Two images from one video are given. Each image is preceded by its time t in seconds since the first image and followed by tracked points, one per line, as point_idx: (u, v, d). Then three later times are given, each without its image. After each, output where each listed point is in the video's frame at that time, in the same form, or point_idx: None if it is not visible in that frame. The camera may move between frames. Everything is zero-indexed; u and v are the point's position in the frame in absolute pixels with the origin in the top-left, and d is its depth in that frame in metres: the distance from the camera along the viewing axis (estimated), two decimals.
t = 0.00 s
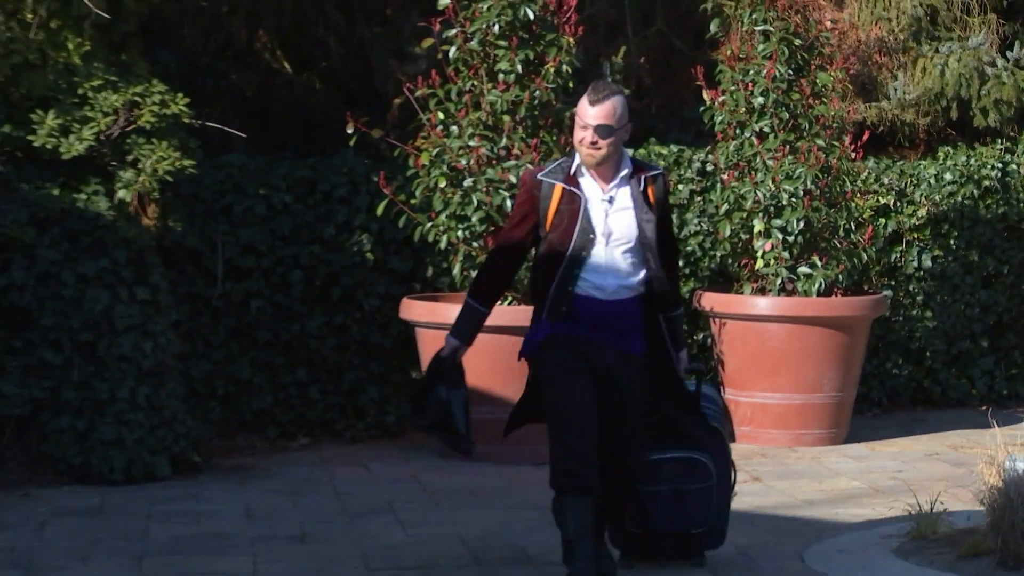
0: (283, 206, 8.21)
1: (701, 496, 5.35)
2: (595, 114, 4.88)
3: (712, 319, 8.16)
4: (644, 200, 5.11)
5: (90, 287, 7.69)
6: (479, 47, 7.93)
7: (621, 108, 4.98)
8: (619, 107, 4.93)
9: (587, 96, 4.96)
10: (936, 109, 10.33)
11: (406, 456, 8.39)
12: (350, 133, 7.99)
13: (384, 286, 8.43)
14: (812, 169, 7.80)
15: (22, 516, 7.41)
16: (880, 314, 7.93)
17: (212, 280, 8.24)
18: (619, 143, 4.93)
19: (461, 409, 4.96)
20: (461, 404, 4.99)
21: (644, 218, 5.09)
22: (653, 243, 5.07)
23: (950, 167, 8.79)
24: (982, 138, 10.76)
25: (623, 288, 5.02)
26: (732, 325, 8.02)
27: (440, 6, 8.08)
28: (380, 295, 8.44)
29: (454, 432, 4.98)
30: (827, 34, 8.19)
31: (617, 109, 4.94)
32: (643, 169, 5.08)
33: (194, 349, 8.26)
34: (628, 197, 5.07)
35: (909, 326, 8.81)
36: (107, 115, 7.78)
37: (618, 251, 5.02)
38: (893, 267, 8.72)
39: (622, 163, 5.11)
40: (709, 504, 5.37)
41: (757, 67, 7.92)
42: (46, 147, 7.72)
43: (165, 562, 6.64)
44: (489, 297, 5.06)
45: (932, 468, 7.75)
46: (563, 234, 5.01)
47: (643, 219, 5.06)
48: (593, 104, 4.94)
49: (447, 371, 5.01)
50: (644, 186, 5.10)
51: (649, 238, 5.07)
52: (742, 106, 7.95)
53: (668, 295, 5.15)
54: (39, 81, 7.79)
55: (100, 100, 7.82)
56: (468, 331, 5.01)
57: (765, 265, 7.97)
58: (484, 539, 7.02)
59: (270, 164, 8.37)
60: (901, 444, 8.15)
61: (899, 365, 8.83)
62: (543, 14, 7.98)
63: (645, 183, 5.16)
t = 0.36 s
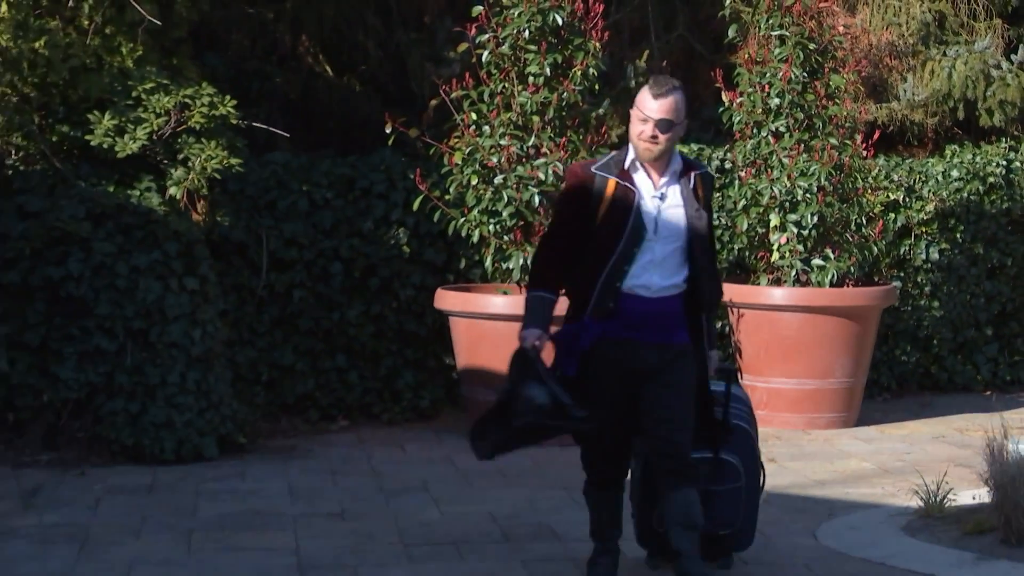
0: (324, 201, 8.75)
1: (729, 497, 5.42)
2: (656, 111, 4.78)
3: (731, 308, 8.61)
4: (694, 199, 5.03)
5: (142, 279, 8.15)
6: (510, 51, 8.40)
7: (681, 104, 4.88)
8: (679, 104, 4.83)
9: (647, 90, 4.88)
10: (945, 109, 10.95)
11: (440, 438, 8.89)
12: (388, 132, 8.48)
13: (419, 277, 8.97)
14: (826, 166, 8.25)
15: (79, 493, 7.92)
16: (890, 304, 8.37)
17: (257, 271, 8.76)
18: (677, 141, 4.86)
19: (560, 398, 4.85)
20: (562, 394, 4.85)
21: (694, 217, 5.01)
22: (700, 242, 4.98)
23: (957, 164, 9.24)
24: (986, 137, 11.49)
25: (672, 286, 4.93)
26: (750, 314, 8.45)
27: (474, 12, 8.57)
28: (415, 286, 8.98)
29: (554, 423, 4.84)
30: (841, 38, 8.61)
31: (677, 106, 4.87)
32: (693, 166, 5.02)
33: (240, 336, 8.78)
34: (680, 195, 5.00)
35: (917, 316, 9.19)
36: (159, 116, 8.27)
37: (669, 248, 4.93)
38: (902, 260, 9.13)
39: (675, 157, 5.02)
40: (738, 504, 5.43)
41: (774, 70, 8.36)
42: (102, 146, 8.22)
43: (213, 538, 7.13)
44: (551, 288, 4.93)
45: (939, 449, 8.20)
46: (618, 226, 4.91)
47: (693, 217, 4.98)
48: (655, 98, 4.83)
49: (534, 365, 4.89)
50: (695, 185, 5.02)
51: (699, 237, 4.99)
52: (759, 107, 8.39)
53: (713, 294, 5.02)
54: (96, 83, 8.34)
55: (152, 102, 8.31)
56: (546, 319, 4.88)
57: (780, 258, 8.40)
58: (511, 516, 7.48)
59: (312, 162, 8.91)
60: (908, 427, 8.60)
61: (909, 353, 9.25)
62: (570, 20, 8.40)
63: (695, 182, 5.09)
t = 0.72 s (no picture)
0: (339, 180, 9.23)
1: (763, 471, 5.51)
2: (679, 75, 4.77)
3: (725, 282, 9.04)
4: (726, 167, 4.99)
5: (166, 254, 8.61)
6: (516, 37, 8.82)
7: (708, 72, 4.84)
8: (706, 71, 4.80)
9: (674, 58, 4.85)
10: (927, 92, 11.26)
11: (448, 405, 9.36)
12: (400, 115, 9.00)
13: (428, 252, 9.45)
14: (816, 146, 8.70)
15: (107, 456, 8.36)
16: (876, 277, 8.81)
17: (275, 246, 9.24)
18: (703, 109, 4.81)
19: (584, 382, 4.89)
20: (587, 377, 4.90)
21: (725, 185, 4.96)
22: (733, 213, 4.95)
23: (940, 144, 9.73)
24: (968, 117, 11.84)
25: (700, 256, 4.92)
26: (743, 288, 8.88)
27: None
28: (425, 261, 9.47)
29: (579, 409, 4.91)
30: (830, 24, 9.04)
31: (704, 74, 4.83)
32: (727, 137, 4.94)
33: (259, 308, 9.26)
34: (711, 163, 4.95)
35: (902, 288, 9.76)
36: (182, 99, 8.71)
37: (696, 219, 4.90)
38: (887, 235, 9.66)
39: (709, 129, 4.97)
40: (769, 482, 5.52)
41: (766, 55, 8.79)
42: (129, 127, 8.70)
43: (233, 497, 7.57)
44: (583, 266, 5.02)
45: (921, 414, 8.65)
46: (645, 196, 4.90)
47: (722, 188, 4.94)
48: (681, 65, 4.83)
49: (560, 347, 4.95)
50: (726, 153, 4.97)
51: (728, 206, 4.95)
52: (752, 90, 8.83)
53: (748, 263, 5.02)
54: (121, 67, 8.79)
55: (176, 85, 8.74)
56: (574, 301, 4.97)
57: (772, 233, 8.83)
58: (516, 479, 7.94)
59: (327, 143, 9.38)
60: (893, 394, 9.08)
61: (892, 323, 9.80)
62: (573, 8, 8.84)
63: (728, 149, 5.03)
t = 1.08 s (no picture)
0: (349, 163, 9.69)
1: (787, 466, 5.50)
2: (642, 74, 4.85)
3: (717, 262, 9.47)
4: (719, 161, 5.01)
5: (185, 234, 9.09)
6: (517, 27, 9.27)
7: (687, 65, 4.87)
8: (678, 62, 4.84)
9: (651, 54, 4.91)
10: (907, 80, 11.75)
11: (453, 378, 9.85)
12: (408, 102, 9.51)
13: (433, 232, 9.92)
14: (802, 132, 9.15)
15: (129, 426, 8.83)
16: (859, 256, 9.26)
17: (288, 227, 9.73)
18: (681, 100, 4.85)
19: (555, 384, 5.05)
20: (559, 377, 5.07)
21: (717, 180, 4.98)
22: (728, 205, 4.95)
23: (920, 130, 10.32)
24: (946, 104, 12.29)
25: (693, 251, 4.96)
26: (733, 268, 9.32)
27: None
28: (430, 241, 9.94)
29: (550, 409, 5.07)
30: (816, 16, 9.49)
31: (681, 66, 4.86)
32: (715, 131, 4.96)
33: (273, 286, 9.76)
34: (701, 157, 4.98)
35: (883, 267, 10.27)
36: (200, 87, 9.17)
37: (686, 214, 4.95)
38: (870, 216, 10.19)
39: (696, 118, 4.98)
40: (791, 478, 5.51)
41: (755, 45, 9.25)
42: (149, 114, 9.16)
43: (248, 466, 8.03)
44: (576, 265, 5.17)
45: (902, 387, 9.13)
46: (636, 193, 4.98)
47: (712, 182, 4.97)
48: (648, 62, 4.90)
49: (541, 345, 5.10)
50: (718, 147, 5.00)
51: (719, 200, 4.97)
52: (742, 78, 9.28)
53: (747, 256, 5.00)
54: (142, 56, 9.19)
55: (193, 74, 9.19)
56: (562, 299, 5.12)
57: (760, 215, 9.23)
58: (517, 448, 8.42)
59: (336, 128, 9.84)
60: (875, 366, 9.60)
61: (875, 300, 10.36)
62: None
63: (722, 144, 5.04)
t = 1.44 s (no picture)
0: (357, 166, 10.17)
1: (791, 482, 5.39)
2: (669, 78, 4.71)
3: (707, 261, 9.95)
4: (732, 174, 4.88)
5: (201, 233, 9.55)
6: (517, 36, 9.74)
7: (704, 74, 4.76)
8: (697, 70, 4.72)
9: (670, 61, 4.79)
10: (888, 87, 12.74)
11: (456, 370, 10.33)
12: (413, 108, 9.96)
13: (437, 232, 10.43)
14: (789, 136, 9.61)
15: (148, 415, 9.28)
16: (843, 254, 9.76)
17: (299, 227, 10.21)
18: (699, 109, 4.72)
19: (581, 392, 4.89)
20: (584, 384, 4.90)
21: (729, 193, 4.85)
22: (736, 223, 4.83)
23: (901, 134, 10.96)
24: (925, 110, 13.28)
25: (700, 267, 4.85)
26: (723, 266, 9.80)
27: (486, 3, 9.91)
28: (434, 240, 10.45)
29: (575, 419, 4.90)
30: (801, 25, 9.98)
31: (698, 75, 4.75)
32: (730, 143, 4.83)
33: (285, 283, 10.26)
34: (714, 170, 4.85)
35: (865, 264, 11.02)
36: (215, 93, 9.66)
37: (696, 228, 4.83)
38: (852, 216, 10.90)
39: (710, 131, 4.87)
40: (795, 492, 5.41)
41: (744, 53, 9.72)
42: (167, 118, 9.62)
43: (261, 455, 8.48)
44: (584, 274, 5.01)
45: (884, 379, 9.61)
46: (644, 207, 4.88)
47: (724, 195, 4.83)
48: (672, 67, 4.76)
49: (558, 356, 4.94)
50: (730, 160, 4.86)
51: (730, 214, 4.83)
52: (731, 85, 9.72)
53: (753, 275, 4.88)
54: (161, 64, 9.67)
55: (209, 81, 9.68)
56: (572, 311, 4.96)
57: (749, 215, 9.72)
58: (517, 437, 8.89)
59: (345, 132, 10.31)
60: (857, 359, 10.12)
61: (857, 297, 11.05)
62: (567, 10, 9.77)
63: (735, 156, 4.91)
